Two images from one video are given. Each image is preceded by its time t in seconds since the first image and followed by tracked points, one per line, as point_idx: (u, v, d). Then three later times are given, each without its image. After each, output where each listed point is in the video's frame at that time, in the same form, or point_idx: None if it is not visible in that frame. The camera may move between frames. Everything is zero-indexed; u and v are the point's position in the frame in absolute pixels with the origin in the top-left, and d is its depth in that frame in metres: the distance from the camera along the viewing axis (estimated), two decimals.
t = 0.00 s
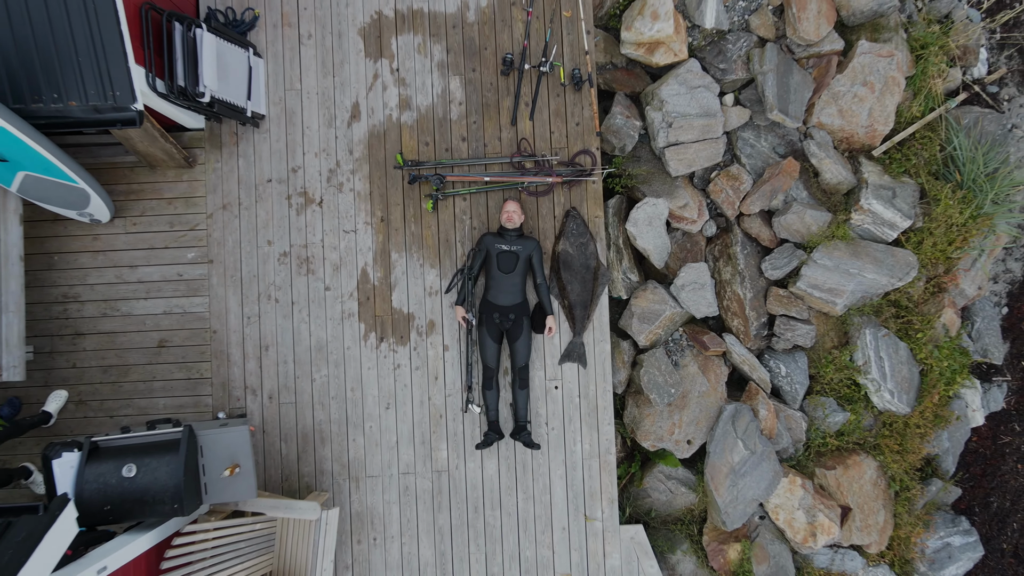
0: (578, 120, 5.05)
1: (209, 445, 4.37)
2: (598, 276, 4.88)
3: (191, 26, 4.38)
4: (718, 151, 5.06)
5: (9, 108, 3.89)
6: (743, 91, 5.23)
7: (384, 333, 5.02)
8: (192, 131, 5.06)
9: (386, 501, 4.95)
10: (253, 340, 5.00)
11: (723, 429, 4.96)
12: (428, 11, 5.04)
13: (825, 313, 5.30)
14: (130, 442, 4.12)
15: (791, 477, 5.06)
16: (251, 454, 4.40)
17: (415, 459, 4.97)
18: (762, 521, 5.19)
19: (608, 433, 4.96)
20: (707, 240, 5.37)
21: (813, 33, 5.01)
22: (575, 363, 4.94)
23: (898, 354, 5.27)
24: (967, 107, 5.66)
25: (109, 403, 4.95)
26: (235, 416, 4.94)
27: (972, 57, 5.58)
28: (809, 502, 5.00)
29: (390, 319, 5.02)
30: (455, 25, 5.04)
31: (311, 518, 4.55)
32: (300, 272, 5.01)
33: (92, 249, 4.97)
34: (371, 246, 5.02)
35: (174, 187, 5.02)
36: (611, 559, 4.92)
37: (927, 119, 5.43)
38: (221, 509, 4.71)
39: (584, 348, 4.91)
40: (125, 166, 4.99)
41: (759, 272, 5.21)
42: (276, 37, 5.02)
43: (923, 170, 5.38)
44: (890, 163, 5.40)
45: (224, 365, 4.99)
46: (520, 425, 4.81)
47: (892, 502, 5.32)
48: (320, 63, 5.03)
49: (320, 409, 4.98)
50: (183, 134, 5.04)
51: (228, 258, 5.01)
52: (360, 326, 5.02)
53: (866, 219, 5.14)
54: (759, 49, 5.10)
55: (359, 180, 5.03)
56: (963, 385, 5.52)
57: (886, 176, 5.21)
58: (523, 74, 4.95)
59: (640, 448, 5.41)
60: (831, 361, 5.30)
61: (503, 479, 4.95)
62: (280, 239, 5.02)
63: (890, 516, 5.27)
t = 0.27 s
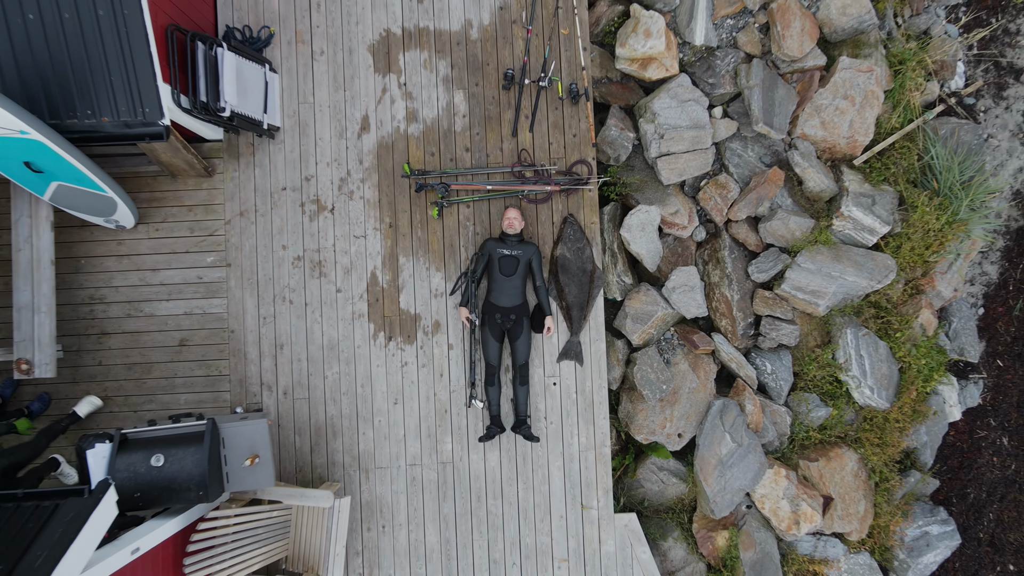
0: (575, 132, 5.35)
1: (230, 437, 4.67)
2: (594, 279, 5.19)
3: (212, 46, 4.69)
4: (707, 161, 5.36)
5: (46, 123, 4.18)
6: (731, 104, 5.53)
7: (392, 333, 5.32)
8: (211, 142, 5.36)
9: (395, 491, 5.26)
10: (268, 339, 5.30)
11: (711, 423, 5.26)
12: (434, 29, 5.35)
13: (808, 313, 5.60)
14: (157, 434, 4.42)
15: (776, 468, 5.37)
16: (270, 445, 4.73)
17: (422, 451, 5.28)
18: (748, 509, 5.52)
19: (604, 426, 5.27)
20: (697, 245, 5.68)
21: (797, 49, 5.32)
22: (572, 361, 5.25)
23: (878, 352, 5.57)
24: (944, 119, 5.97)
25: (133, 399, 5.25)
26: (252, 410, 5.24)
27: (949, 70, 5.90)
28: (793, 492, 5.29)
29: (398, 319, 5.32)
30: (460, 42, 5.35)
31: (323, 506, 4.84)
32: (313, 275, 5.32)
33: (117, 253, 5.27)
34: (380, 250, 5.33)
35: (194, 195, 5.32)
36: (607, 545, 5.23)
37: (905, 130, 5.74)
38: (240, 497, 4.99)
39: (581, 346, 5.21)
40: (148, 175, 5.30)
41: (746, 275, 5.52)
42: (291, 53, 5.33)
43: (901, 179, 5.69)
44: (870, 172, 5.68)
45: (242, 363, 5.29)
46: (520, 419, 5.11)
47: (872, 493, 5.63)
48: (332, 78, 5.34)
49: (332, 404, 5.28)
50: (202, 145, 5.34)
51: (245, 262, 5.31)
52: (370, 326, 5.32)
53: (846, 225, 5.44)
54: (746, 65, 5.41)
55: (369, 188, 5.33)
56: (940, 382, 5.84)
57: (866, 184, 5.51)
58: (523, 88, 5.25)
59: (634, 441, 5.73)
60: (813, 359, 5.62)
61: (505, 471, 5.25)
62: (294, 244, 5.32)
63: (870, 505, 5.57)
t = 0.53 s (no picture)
0: (572, 143, 5.67)
1: (249, 429, 4.99)
2: (589, 282, 5.52)
3: (233, 63, 5.03)
4: (696, 170, 5.68)
5: (81, 138, 4.51)
6: (720, 116, 5.85)
7: (400, 332, 5.64)
8: (228, 152, 5.68)
9: (402, 481, 5.57)
10: (283, 338, 5.62)
11: (700, 418, 5.59)
12: (439, 46, 5.67)
13: (792, 314, 5.93)
14: (181, 427, 4.73)
15: (762, 460, 5.68)
16: (286, 437, 5.06)
17: (427, 444, 5.60)
18: (735, 498, 5.85)
19: (599, 421, 5.59)
20: (688, 249, 6.00)
21: (781, 65, 5.64)
22: (569, 359, 5.57)
23: (859, 351, 5.88)
24: (922, 129, 6.30)
25: (155, 394, 5.58)
26: (267, 405, 5.56)
27: (926, 84, 6.23)
28: (777, 482, 5.61)
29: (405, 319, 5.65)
30: (463, 58, 5.67)
31: (335, 495, 5.13)
32: (325, 278, 5.64)
33: (140, 257, 5.59)
34: (388, 254, 5.65)
35: (213, 202, 5.64)
36: (602, 532, 5.56)
37: (885, 140, 6.06)
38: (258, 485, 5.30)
39: (577, 345, 5.54)
40: (169, 184, 5.62)
41: (734, 278, 5.85)
42: (304, 68, 5.65)
43: (881, 187, 6.01)
44: (852, 180, 6.02)
45: (258, 360, 5.61)
46: (521, 413, 5.43)
47: (853, 483, 5.95)
48: (343, 92, 5.66)
49: (343, 399, 5.60)
50: (220, 155, 5.66)
51: (261, 265, 5.63)
52: (379, 326, 5.64)
53: (828, 231, 5.77)
54: (733, 80, 5.73)
55: (378, 196, 5.65)
56: (918, 379, 6.17)
57: (847, 192, 5.84)
58: (523, 102, 5.57)
59: (628, 435, 6.05)
60: (797, 357, 5.94)
61: (506, 462, 5.57)
62: (308, 249, 5.64)
63: (851, 495, 5.89)
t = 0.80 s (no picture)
0: (569, 153, 6.00)
1: (266, 422, 5.33)
2: (585, 284, 5.85)
3: (250, 79, 5.35)
4: (686, 179, 6.02)
5: (112, 151, 4.84)
6: (709, 128, 6.20)
7: (406, 331, 5.98)
8: (245, 162, 6.01)
9: (409, 472, 5.91)
10: (296, 337, 5.96)
11: (689, 412, 5.93)
12: (444, 61, 6.00)
13: (777, 314, 6.27)
14: (204, 419, 5.07)
15: (748, 452, 6.01)
16: (301, 429, 5.41)
17: (433, 437, 5.94)
18: (723, 488, 6.18)
19: (594, 415, 5.93)
20: (678, 253, 6.35)
21: (766, 79, 5.98)
22: (566, 357, 5.91)
23: (841, 349, 6.22)
24: (901, 139, 6.65)
25: (176, 390, 5.92)
26: (282, 400, 5.90)
27: (905, 96, 6.58)
28: (762, 473, 5.96)
29: (412, 319, 5.99)
30: (466, 73, 6.00)
31: (346, 484, 5.47)
32: (336, 280, 5.97)
33: (162, 261, 5.94)
34: (395, 258, 5.99)
35: (230, 209, 5.98)
36: (597, 520, 5.90)
37: (865, 150, 6.40)
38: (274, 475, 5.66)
39: (574, 343, 5.88)
40: (189, 191, 5.96)
41: (722, 280, 6.19)
42: (316, 82, 5.99)
43: (862, 194, 6.35)
44: (833, 187, 6.37)
45: (272, 358, 5.95)
46: (521, 408, 5.77)
47: (835, 474, 6.30)
48: (353, 105, 5.99)
49: (353, 395, 5.94)
50: (237, 164, 5.99)
51: (275, 268, 5.97)
52: (387, 325, 5.98)
53: (811, 236, 6.11)
54: (721, 93, 6.07)
55: (386, 203, 5.99)
56: (897, 375, 6.52)
57: (829, 199, 6.18)
58: (523, 114, 5.91)
59: (621, 429, 6.39)
60: (782, 355, 6.29)
61: (506, 454, 5.91)
62: (320, 253, 5.98)
63: (833, 486, 6.23)
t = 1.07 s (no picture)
0: (566, 163, 6.36)
1: (283, 416, 5.69)
2: (581, 287, 6.21)
3: (266, 94, 5.73)
4: (677, 187, 6.38)
5: (140, 163, 5.19)
6: (698, 139, 6.56)
7: (413, 331, 6.34)
8: (260, 171, 6.37)
9: (415, 464, 6.27)
10: (309, 337, 6.32)
11: (680, 407, 6.28)
12: (448, 76, 6.36)
13: (763, 315, 6.66)
14: (224, 413, 5.43)
15: (735, 445, 6.38)
16: (315, 423, 5.77)
17: (437, 431, 6.30)
18: (711, 480, 6.54)
19: (590, 410, 6.28)
20: (670, 257, 6.72)
21: (752, 93, 6.34)
22: (563, 355, 6.27)
23: (823, 348, 6.58)
24: (882, 149, 7.01)
25: (196, 386, 6.29)
26: (295, 396, 6.26)
27: (884, 109, 6.97)
28: (748, 465, 6.32)
29: (418, 320, 6.34)
30: (469, 87, 6.36)
31: (357, 474, 5.82)
32: (346, 283, 6.33)
33: (182, 264, 6.29)
34: (402, 262, 6.34)
35: (247, 216, 6.34)
36: (592, 509, 6.25)
37: (847, 159, 6.76)
38: (288, 466, 6.02)
39: (571, 343, 6.23)
40: (208, 199, 6.32)
41: (710, 283, 6.56)
42: (328, 96, 6.35)
43: (843, 201, 6.72)
44: (816, 196, 6.68)
45: (286, 357, 6.31)
46: (521, 404, 6.13)
47: (818, 466, 6.66)
48: (362, 117, 6.35)
49: (362, 391, 6.30)
50: (253, 174, 6.35)
51: (289, 272, 6.33)
52: (394, 325, 6.34)
53: (795, 241, 6.46)
54: (709, 106, 6.44)
55: (393, 211, 6.35)
56: (877, 373, 6.88)
57: (812, 206, 6.54)
58: (522, 127, 6.27)
59: (616, 424, 6.75)
60: (767, 353, 6.65)
61: (507, 447, 6.27)
62: (331, 257, 6.33)
63: (816, 477, 6.58)
